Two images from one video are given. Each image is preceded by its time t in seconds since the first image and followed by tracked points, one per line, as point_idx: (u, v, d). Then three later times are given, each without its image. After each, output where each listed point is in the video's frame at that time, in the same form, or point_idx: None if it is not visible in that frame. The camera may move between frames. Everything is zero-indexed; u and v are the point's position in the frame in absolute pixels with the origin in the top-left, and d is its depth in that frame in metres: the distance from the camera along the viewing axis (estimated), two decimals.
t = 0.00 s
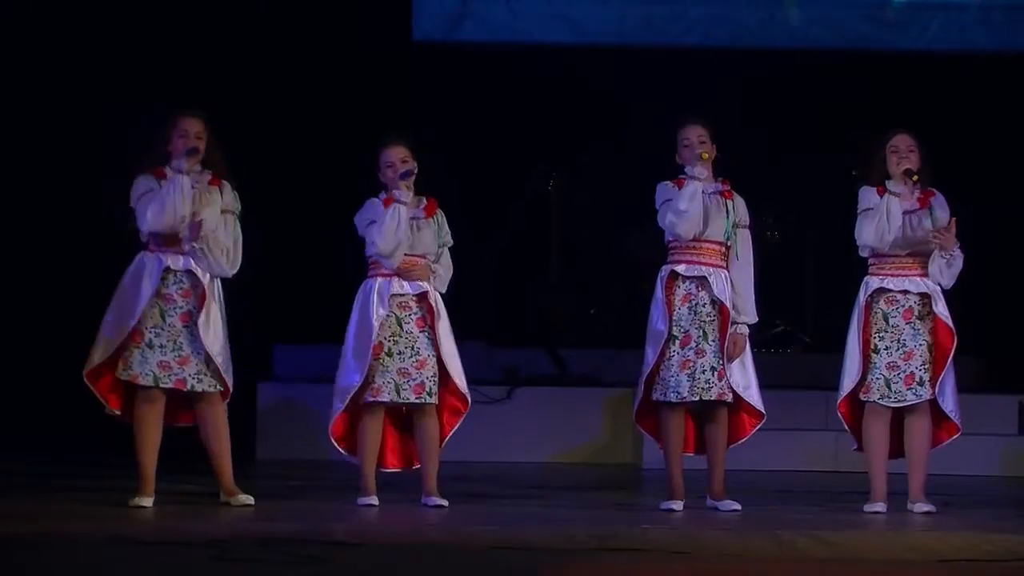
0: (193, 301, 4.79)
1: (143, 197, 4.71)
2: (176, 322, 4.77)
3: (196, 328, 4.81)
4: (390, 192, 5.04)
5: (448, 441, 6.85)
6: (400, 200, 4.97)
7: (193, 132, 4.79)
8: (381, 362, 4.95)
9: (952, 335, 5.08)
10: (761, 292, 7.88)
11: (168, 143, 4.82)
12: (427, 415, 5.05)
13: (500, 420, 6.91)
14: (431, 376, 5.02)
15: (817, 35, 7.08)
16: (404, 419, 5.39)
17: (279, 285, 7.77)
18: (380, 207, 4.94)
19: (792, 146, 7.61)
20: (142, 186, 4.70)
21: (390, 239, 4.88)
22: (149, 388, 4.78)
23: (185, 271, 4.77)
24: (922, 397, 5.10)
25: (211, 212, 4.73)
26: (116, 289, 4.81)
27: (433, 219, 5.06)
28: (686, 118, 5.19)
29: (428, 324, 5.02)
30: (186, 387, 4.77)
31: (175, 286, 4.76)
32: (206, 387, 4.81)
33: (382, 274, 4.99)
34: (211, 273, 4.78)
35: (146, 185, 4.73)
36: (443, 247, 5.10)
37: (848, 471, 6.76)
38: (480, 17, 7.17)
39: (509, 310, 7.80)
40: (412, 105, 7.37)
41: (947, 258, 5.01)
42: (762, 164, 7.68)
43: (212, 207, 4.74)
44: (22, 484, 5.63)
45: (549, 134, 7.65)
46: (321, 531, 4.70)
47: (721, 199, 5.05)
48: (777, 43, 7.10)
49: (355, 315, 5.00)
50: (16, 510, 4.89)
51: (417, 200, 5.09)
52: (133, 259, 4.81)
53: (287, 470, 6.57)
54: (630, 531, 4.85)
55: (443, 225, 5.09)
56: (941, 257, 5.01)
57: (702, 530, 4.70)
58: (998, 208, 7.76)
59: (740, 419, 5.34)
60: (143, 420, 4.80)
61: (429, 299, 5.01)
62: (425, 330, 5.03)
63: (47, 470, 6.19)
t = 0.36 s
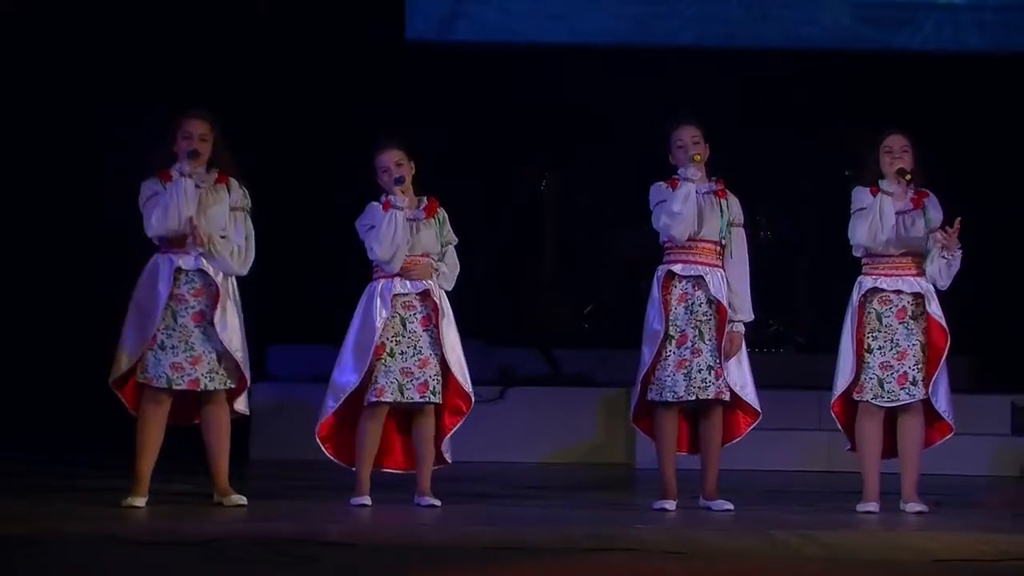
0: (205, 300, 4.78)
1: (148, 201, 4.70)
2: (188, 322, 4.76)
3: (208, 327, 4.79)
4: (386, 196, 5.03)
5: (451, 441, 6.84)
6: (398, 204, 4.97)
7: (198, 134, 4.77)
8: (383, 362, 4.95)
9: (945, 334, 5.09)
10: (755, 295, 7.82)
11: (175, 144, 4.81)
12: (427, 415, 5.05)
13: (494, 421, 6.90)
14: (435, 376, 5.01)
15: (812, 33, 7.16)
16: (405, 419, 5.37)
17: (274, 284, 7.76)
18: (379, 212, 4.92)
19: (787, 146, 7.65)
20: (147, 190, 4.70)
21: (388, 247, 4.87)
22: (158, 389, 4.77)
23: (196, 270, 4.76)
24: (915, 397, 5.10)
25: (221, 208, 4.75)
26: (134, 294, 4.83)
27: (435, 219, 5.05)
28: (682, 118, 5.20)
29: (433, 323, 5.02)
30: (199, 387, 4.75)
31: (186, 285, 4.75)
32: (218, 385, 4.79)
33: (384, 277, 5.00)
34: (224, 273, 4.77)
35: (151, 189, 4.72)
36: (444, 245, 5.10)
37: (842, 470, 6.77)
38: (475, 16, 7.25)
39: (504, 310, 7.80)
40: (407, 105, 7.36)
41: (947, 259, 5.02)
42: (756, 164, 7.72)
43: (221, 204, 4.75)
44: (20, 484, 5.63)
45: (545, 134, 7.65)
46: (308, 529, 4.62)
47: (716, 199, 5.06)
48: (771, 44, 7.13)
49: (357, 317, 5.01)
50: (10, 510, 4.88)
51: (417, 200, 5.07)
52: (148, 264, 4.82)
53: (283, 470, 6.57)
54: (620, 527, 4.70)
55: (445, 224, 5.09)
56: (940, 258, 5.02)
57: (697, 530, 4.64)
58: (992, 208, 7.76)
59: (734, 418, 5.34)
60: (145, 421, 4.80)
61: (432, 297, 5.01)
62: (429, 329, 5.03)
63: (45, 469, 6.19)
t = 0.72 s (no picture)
0: (220, 301, 4.79)
1: (159, 205, 4.71)
2: (202, 324, 4.77)
3: (221, 328, 4.80)
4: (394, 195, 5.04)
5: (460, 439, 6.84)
6: (407, 204, 4.97)
7: (208, 136, 4.78)
8: (392, 363, 4.95)
9: (940, 334, 5.10)
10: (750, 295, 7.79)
11: (184, 146, 4.82)
12: (428, 416, 5.05)
13: (489, 421, 6.89)
14: (444, 376, 5.02)
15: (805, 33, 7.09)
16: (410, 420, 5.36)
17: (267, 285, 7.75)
18: (388, 212, 4.95)
19: (783, 145, 7.62)
20: (158, 194, 4.71)
21: (401, 245, 4.90)
22: (161, 391, 4.76)
23: (210, 271, 4.78)
24: (910, 397, 5.12)
25: (231, 210, 4.78)
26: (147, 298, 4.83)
27: (439, 217, 5.08)
28: (676, 118, 5.21)
29: (443, 323, 5.04)
30: (213, 387, 4.76)
31: (202, 287, 4.76)
32: (232, 384, 4.80)
33: (393, 279, 5.01)
34: (240, 273, 4.82)
35: (161, 192, 4.73)
36: (450, 244, 5.11)
37: (837, 471, 6.78)
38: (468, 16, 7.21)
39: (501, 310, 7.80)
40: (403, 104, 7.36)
41: (946, 260, 5.08)
42: (752, 165, 7.69)
43: (232, 206, 4.78)
44: (21, 484, 5.63)
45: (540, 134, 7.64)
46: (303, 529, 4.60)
47: (710, 199, 5.06)
48: (766, 45, 7.09)
49: (369, 320, 5.02)
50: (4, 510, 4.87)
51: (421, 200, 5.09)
52: (160, 268, 4.82)
53: (278, 470, 6.57)
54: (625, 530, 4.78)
55: (450, 223, 5.11)
56: (939, 260, 5.08)
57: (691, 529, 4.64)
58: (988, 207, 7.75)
59: (729, 419, 5.36)
60: (147, 424, 4.79)
61: (443, 298, 5.03)
62: (438, 330, 5.04)
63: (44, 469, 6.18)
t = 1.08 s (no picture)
0: (222, 301, 4.82)
1: (164, 204, 4.72)
2: (204, 323, 4.78)
3: (222, 328, 4.82)
4: (398, 193, 5.04)
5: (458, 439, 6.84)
6: (411, 202, 4.99)
7: (210, 137, 4.80)
8: (392, 363, 4.95)
9: (940, 335, 5.09)
10: (753, 294, 7.80)
11: (185, 146, 4.83)
12: (426, 415, 5.06)
13: (489, 422, 6.89)
14: (442, 376, 5.02)
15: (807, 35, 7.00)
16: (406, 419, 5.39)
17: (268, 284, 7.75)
18: (391, 211, 4.97)
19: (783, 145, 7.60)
20: (162, 193, 4.71)
21: (405, 243, 4.90)
22: (161, 390, 4.76)
23: (215, 271, 4.80)
24: (910, 397, 5.12)
25: (233, 212, 4.84)
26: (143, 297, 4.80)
27: (439, 218, 5.09)
28: (678, 118, 5.20)
29: (442, 323, 5.05)
30: (214, 387, 4.78)
31: (205, 287, 4.78)
32: (232, 384, 4.83)
33: (394, 278, 5.02)
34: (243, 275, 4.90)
35: (164, 191, 4.73)
36: (448, 245, 5.14)
37: (837, 471, 6.78)
38: (468, 16, 7.01)
39: (501, 309, 7.80)
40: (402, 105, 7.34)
41: (947, 261, 5.05)
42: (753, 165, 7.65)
43: (234, 207, 4.85)
44: (22, 483, 5.63)
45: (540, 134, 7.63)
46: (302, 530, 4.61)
47: (711, 199, 5.07)
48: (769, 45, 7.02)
49: (369, 319, 5.03)
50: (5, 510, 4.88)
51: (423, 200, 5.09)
52: (157, 266, 4.81)
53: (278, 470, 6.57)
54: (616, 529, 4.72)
55: (449, 224, 5.13)
56: (939, 261, 5.06)
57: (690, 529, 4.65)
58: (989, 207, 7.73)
59: (729, 419, 5.36)
60: (147, 425, 4.77)
61: (443, 299, 5.05)
62: (438, 330, 5.05)
63: (45, 469, 6.18)
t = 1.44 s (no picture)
0: (207, 301, 4.82)
1: (154, 201, 4.75)
2: (189, 322, 4.78)
3: (207, 328, 4.82)
4: (390, 193, 5.06)
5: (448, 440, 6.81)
6: (407, 203, 4.99)
7: (200, 136, 4.82)
8: (390, 362, 4.98)
9: (940, 335, 5.09)
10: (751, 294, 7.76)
11: (175, 146, 4.84)
12: (424, 416, 5.09)
13: (488, 422, 6.88)
14: (439, 375, 5.06)
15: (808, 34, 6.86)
16: (400, 420, 5.42)
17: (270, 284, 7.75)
18: (384, 212, 4.99)
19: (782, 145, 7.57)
20: (153, 189, 4.74)
21: (399, 242, 4.91)
22: (155, 389, 4.78)
23: (201, 271, 4.81)
24: (910, 397, 5.12)
25: (222, 212, 4.84)
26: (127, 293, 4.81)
27: (429, 220, 5.12)
28: (678, 118, 5.21)
29: (434, 322, 5.08)
30: (199, 388, 4.78)
31: (190, 286, 4.78)
32: (217, 386, 4.83)
33: (386, 277, 5.04)
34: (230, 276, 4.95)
35: (155, 188, 4.76)
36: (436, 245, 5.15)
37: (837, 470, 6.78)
38: (467, 15, 6.86)
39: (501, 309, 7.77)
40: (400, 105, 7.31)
41: (948, 260, 5.06)
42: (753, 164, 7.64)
43: (223, 207, 4.84)
44: (23, 483, 5.64)
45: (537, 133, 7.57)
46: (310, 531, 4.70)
47: (711, 200, 5.07)
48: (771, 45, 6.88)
49: (361, 317, 5.05)
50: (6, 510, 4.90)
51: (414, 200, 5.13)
52: (143, 262, 4.82)
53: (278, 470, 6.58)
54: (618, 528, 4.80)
55: (438, 226, 5.16)
56: (940, 261, 5.07)
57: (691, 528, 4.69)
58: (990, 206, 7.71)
59: (729, 420, 5.36)
60: (140, 424, 4.81)
61: (435, 298, 5.08)
62: (429, 328, 5.07)
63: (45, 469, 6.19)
